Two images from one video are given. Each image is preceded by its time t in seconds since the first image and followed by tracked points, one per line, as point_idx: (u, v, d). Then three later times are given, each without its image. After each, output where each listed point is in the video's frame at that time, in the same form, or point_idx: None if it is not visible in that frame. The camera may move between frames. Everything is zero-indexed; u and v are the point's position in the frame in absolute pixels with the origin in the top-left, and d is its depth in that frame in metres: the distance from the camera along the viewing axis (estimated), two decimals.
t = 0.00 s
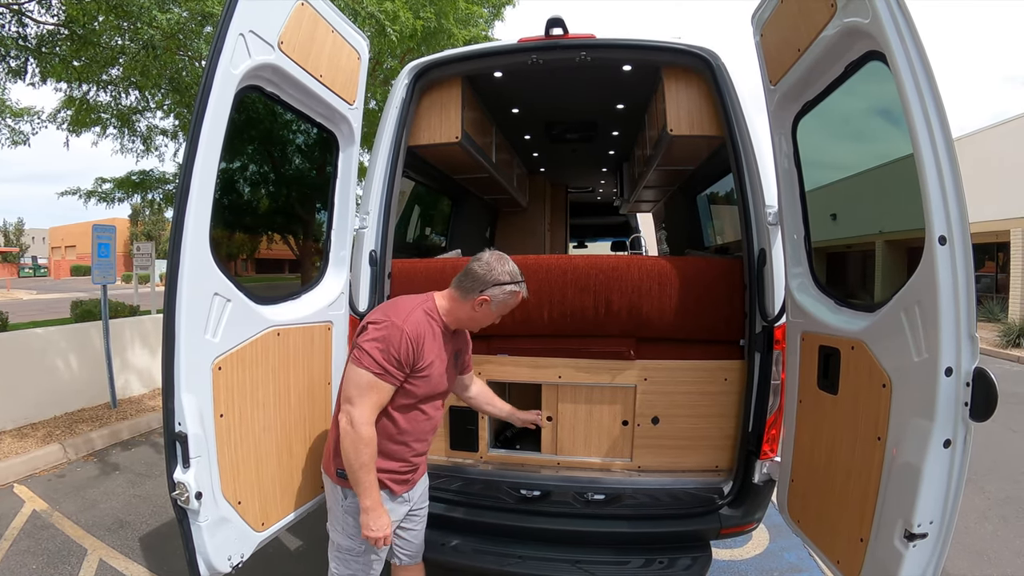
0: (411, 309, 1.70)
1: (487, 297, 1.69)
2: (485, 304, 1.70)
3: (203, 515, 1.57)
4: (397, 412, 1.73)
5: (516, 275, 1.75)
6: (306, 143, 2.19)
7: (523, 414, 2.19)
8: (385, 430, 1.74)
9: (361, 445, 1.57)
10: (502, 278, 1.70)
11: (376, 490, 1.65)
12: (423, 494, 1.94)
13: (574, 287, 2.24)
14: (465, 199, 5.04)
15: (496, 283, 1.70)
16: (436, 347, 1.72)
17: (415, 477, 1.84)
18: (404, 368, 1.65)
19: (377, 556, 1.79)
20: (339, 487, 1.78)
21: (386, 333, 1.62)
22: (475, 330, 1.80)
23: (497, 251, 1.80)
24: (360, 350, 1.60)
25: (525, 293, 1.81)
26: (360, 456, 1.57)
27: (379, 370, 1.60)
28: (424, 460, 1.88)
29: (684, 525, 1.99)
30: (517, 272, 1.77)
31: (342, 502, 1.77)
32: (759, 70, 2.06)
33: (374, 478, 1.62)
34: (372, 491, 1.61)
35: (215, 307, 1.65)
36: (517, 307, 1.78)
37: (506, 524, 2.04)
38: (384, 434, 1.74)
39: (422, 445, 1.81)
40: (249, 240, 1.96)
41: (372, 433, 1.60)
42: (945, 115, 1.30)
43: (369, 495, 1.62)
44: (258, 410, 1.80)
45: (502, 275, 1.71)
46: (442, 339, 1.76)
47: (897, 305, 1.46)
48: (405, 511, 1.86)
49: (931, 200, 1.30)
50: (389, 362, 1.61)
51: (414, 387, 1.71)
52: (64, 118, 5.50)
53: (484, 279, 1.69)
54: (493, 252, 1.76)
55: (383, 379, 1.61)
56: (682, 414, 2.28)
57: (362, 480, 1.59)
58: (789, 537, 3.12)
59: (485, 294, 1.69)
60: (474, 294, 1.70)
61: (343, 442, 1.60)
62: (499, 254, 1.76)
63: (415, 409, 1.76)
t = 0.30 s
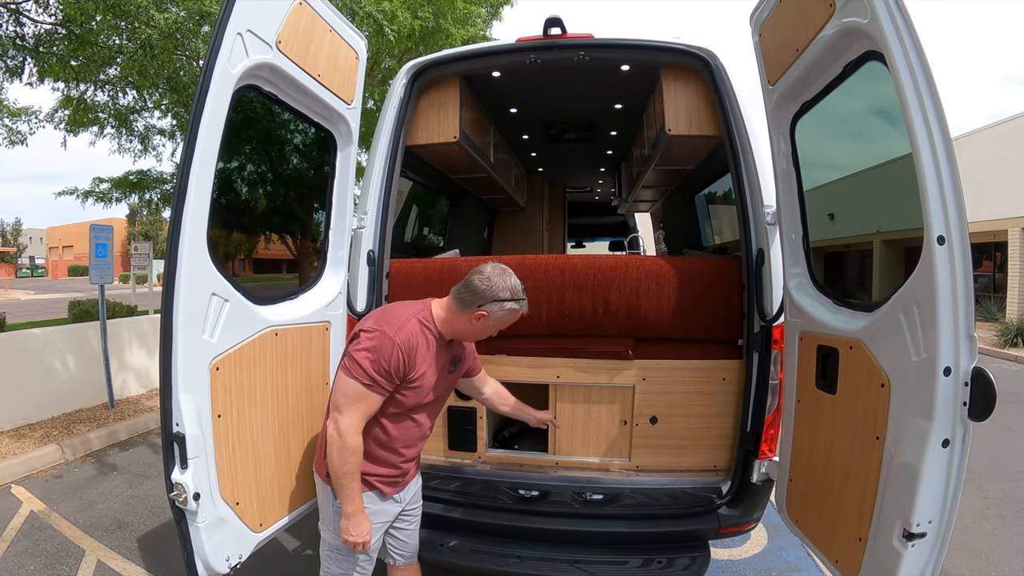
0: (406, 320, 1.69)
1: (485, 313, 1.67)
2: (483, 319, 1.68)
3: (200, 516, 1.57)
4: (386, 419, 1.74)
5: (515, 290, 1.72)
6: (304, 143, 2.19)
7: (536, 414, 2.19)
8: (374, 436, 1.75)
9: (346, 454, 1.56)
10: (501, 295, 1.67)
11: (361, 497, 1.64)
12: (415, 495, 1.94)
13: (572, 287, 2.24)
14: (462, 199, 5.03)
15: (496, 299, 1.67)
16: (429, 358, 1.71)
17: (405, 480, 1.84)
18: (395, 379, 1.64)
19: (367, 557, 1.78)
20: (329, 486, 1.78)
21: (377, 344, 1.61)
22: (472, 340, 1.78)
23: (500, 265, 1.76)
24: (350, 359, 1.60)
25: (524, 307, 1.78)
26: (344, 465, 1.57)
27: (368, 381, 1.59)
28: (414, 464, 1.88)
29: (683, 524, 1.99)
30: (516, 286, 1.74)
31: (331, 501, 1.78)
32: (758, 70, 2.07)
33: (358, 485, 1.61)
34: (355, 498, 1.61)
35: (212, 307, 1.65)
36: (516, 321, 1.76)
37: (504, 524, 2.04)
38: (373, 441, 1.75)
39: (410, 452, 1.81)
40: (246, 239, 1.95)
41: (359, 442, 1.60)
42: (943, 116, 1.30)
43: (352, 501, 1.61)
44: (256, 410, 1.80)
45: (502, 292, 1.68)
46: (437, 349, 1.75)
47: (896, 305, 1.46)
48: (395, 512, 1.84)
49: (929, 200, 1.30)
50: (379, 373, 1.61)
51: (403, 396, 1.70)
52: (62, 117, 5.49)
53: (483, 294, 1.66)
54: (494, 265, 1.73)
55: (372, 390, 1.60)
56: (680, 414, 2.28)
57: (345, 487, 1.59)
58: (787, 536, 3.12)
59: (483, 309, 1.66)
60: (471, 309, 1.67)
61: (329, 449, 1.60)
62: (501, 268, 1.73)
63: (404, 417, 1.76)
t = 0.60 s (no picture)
0: (397, 329, 1.68)
1: (478, 322, 1.66)
2: (475, 328, 1.67)
3: (199, 516, 1.57)
4: (378, 427, 1.74)
5: (509, 300, 1.71)
6: (302, 142, 2.18)
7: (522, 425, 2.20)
8: (367, 445, 1.75)
9: (342, 466, 1.56)
10: (494, 304, 1.67)
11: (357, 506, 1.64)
12: (405, 497, 1.94)
13: (571, 287, 2.24)
14: (461, 199, 5.03)
15: (490, 309, 1.67)
16: (420, 367, 1.71)
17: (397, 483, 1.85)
18: (387, 390, 1.63)
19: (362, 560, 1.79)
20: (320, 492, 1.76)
21: (369, 356, 1.60)
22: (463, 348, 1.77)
23: (494, 273, 1.76)
24: (342, 371, 1.59)
25: (518, 316, 1.77)
26: (340, 477, 1.57)
27: (361, 393, 1.59)
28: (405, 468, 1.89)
29: (682, 524, 1.99)
30: (511, 296, 1.73)
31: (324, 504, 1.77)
32: (756, 70, 2.07)
33: (354, 496, 1.62)
34: (353, 508, 1.61)
35: (210, 307, 1.65)
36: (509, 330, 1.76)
37: (503, 524, 2.04)
38: (367, 451, 1.75)
39: (402, 458, 1.81)
40: (244, 239, 1.95)
41: (353, 453, 1.59)
42: (942, 116, 1.31)
43: (350, 512, 1.61)
44: (254, 411, 1.79)
45: (495, 301, 1.67)
46: (428, 357, 1.75)
47: (894, 305, 1.46)
48: (386, 514, 1.85)
49: (928, 199, 1.31)
50: (372, 385, 1.60)
51: (396, 405, 1.71)
52: (59, 117, 5.48)
53: (477, 303, 1.65)
54: (489, 274, 1.72)
55: (365, 402, 1.60)
56: (679, 413, 2.28)
57: (342, 498, 1.59)
58: (785, 536, 3.13)
59: (477, 318, 1.66)
60: (465, 318, 1.66)
61: (323, 461, 1.59)
62: (496, 277, 1.72)
63: (396, 425, 1.76)
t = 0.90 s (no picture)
0: (371, 330, 1.67)
1: (454, 315, 1.65)
2: (453, 321, 1.66)
3: (198, 517, 1.57)
4: (363, 431, 1.73)
5: (485, 289, 1.69)
6: (300, 142, 2.18)
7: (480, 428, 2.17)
8: (355, 448, 1.74)
9: (325, 472, 1.54)
10: (469, 295, 1.65)
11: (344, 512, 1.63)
12: (400, 498, 1.94)
13: (569, 286, 2.24)
14: (459, 199, 5.03)
15: (465, 301, 1.65)
16: (399, 366, 1.70)
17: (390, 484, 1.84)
18: (366, 391, 1.63)
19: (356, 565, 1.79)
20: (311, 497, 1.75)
21: (344, 359, 1.59)
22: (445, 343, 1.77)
23: (467, 262, 1.73)
24: (318, 376, 1.58)
25: (497, 305, 1.76)
26: (324, 483, 1.55)
27: (338, 397, 1.58)
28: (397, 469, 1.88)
29: (681, 524, 1.99)
30: (487, 285, 1.71)
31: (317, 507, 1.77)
32: (754, 70, 2.08)
33: (340, 502, 1.60)
34: (339, 514, 1.59)
35: (209, 308, 1.65)
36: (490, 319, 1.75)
37: (501, 524, 2.04)
38: (354, 456, 1.74)
39: (391, 459, 1.80)
40: (242, 240, 1.95)
41: (337, 458, 1.58)
42: (940, 116, 1.32)
43: (336, 519, 1.59)
44: (252, 411, 1.79)
45: (469, 292, 1.65)
46: (407, 356, 1.74)
47: (892, 305, 1.47)
48: (381, 517, 1.85)
49: (926, 199, 1.31)
50: (349, 388, 1.59)
51: (378, 407, 1.70)
52: (57, 117, 5.46)
53: (450, 296, 1.63)
54: (461, 264, 1.70)
55: (344, 406, 1.59)
56: (678, 413, 2.28)
57: (329, 505, 1.57)
58: (784, 535, 3.14)
59: (452, 311, 1.64)
60: (440, 312, 1.65)
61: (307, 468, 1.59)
62: (470, 266, 1.70)
63: (381, 426, 1.76)
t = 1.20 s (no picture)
0: (361, 319, 1.67)
1: (442, 298, 1.65)
2: (442, 304, 1.66)
3: (196, 517, 1.57)
4: (358, 425, 1.72)
5: (470, 270, 1.70)
6: (298, 142, 2.18)
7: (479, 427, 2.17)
8: (350, 442, 1.72)
9: (315, 464, 1.53)
10: (455, 276, 1.66)
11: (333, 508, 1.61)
12: (402, 499, 1.94)
13: (567, 286, 2.24)
14: (458, 198, 5.03)
15: (451, 282, 1.65)
16: (389, 356, 1.70)
17: (389, 483, 1.83)
18: (357, 380, 1.62)
19: (355, 567, 1.79)
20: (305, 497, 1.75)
21: (335, 347, 1.58)
22: (437, 332, 1.77)
23: (450, 246, 1.75)
24: (309, 365, 1.57)
25: (486, 287, 1.76)
26: (313, 476, 1.54)
27: (329, 386, 1.57)
28: (397, 467, 1.87)
29: (680, 523, 1.99)
30: (472, 266, 1.72)
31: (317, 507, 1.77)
32: (753, 69, 2.08)
33: (329, 496, 1.58)
34: (327, 509, 1.58)
35: (207, 308, 1.64)
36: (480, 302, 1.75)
37: (500, 524, 2.04)
38: (347, 451, 1.72)
39: (388, 454, 1.79)
40: (240, 239, 1.94)
41: (327, 451, 1.56)
42: (938, 116, 1.32)
43: (324, 515, 1.58)
44: (251, 411, 1.79)
45: (456, 273, 1.67)
46: (398, 345, 1.73)
47: (890, 305, 1.48)
48: (383, 518, 1.84)
49: (924, 199, 1.31)
50: (340, 376, 1.58)
51: (370, 398, 1.69)
52: (55, 116, 5.45)
53: (436, 278, 1.64)
54: (443, 247, 1.71)
55: (334, 395, 1.58)
56: (676, 412, 2.29)
57: (317, 499, 1.56)
58: (782, 535, 3.14)
59: (440, 294, 1.65)
60: (428, 296, 1.66)
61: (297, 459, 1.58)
62: (452, 249, 1.71)
63: (376, 420, 1.74)
